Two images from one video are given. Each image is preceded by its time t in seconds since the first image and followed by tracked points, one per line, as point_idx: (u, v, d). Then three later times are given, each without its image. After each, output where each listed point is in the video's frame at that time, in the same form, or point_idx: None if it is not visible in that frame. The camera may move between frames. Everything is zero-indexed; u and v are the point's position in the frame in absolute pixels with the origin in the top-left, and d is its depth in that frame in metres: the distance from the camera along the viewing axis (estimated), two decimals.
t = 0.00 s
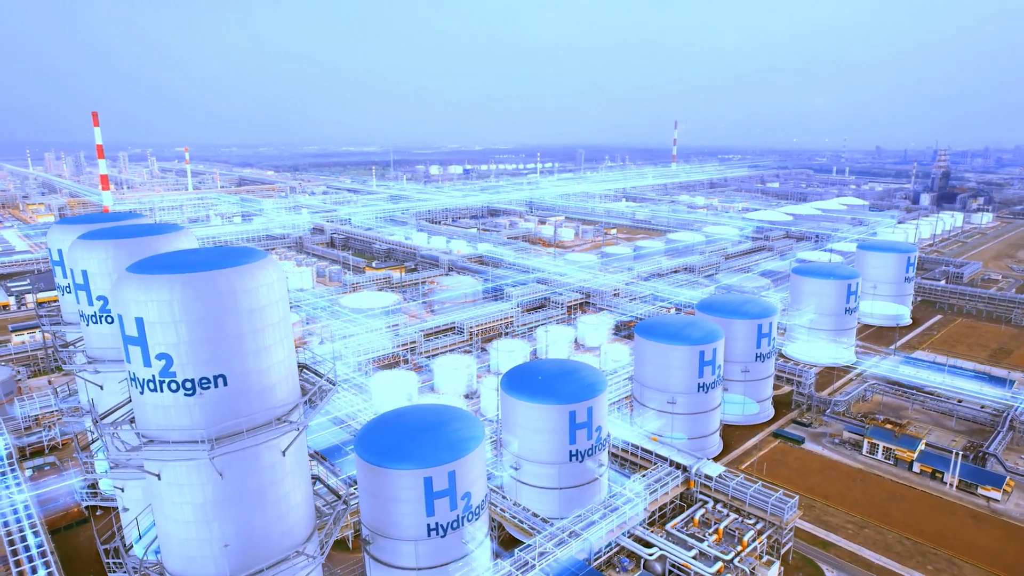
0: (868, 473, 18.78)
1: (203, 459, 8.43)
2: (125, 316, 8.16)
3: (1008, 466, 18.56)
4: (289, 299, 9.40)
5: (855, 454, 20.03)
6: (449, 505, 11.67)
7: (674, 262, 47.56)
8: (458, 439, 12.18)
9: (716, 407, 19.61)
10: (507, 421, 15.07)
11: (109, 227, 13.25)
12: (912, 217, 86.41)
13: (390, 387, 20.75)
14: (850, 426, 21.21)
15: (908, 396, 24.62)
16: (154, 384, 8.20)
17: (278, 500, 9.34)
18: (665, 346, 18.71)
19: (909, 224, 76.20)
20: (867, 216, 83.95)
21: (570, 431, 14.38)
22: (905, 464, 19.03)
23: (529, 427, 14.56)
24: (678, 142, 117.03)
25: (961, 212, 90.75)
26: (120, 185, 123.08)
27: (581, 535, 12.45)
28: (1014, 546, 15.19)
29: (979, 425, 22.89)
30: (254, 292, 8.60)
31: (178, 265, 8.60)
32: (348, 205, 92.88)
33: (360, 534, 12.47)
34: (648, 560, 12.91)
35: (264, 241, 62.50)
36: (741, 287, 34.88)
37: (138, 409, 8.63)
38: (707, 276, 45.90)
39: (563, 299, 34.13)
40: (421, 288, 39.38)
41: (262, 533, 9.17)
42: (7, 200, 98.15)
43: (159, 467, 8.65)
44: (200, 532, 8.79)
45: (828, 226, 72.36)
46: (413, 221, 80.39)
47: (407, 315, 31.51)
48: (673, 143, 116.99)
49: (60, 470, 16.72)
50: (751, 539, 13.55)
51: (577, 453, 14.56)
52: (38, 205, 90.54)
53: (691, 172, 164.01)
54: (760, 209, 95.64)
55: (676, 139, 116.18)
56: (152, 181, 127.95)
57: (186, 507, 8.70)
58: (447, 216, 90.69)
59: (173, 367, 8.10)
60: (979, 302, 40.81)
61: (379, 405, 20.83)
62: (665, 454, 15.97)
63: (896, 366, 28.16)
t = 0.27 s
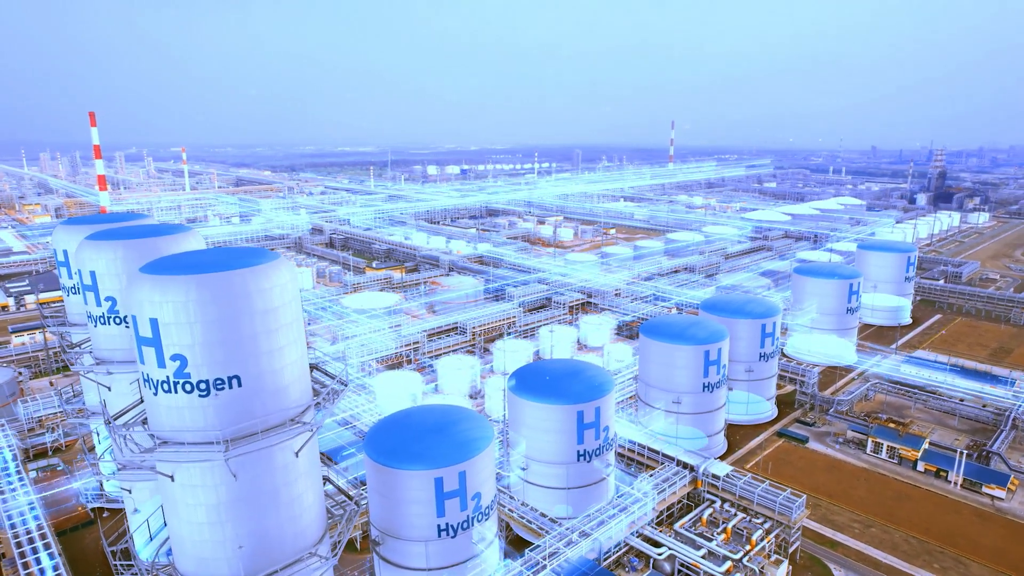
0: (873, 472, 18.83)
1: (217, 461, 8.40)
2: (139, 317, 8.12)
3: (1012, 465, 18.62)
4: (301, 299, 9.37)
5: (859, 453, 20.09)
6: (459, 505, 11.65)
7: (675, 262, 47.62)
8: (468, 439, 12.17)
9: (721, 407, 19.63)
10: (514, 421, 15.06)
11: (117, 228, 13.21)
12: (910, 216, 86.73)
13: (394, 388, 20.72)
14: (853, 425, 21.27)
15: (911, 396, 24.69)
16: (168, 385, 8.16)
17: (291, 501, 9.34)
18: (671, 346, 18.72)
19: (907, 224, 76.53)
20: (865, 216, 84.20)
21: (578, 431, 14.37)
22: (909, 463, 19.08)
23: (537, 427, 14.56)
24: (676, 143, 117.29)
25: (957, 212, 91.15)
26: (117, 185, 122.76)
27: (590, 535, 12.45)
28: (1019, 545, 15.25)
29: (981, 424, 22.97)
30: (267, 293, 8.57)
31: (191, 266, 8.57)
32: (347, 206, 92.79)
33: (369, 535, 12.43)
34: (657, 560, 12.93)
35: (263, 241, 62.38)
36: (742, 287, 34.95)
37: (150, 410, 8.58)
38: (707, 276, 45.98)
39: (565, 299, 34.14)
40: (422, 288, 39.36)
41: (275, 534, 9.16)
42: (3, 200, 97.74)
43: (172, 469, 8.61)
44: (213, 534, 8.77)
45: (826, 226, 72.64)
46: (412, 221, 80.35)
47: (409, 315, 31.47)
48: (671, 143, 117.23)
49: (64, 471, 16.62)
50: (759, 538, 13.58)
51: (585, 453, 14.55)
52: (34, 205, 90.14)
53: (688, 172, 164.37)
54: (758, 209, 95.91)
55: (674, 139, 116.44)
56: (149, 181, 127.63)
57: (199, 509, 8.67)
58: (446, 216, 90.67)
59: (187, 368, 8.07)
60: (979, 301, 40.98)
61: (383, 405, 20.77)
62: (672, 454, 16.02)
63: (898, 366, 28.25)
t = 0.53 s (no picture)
0: (877, 471, 18.90)
1: (232, 462, 8.38)
2: (153, 317, 8.09)
3: (1016, 463, 18.69)
4: (313, 300, 9.34)
5: (863, 452, 20.16)
6: (470, 506, 11.64)
7: (675, 262, 47.71)
8: (478, 439, 12.16)
9: (726, 406, 19.66)
10: (521, 421, 15.06)
11: (125, 228, 13.13)
12: (907, 216, 87.09)
13: (398, 388, 20.69)
14: (857, 424, 21.35)
15: (913, 394, 24.80)
16: (182, 386, 8.12)
17: (304, 502, 9.31)
18: (675, 345, 18.74)
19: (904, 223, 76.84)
20: (862, 216, 84.51)
21: (586, 431, 14.38)
22: (913, 462, 19.15)
23: (544, 427, 14.57)
24: (673, 143, 117.52)
25: (954, 212, 91.57)
26: (114, 186, 122.25)
27: (600, 535, 12.46)
28: None
29: (983, 423, 23.08)
30: (282, 293, 8.56)
31: (205, 266, 8.55)
32: (345, 206, 92.58)
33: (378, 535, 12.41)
34: (666, 559, 12.95)
35: (262, 241, 62.22)
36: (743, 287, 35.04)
37: (163, 411, 8.53)
38: (707, 275, 46.08)
39: (566, 299, 34.16)
40: (423, 289, 39.32)
41: (288, 536, 9.14)
42: None
43: (185, 470, 8.58)
44: (227, 535, 8.75)
45: (824, 225, 72.89)
46: (410, 221, 80.23)
47: (411, 316, 31.44)
48: (668, 143, 117.44)
49: (69, 473, 16.56)
50: (767, 537, 13.61)
51: (593, 453, 14.55)
52: (30, 205, 89.66)
53: (685, 172, 164.69)
54: (756, 209, 96.17)
55: (671, 140, 116.62)
56: (146, 181, 127.14)
57: (213, 510, 8.65)
58: (444, 216, 90.58)
59: (201, 369, 8.04)
60: (977, 300, 41.18)
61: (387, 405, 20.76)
62: (679, 453, 16.06)
63: (899, 365, 28.35)
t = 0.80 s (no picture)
0: (880, 470, 18.95)
1: (244, 463, 8.36)
2: (165, 318, 8.06)
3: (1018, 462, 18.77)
4: (324, 300, 9.33)
5: (865, 451, 20.22)
6: (478, 506, 11.63)
7: (674, 262, 47.78)
8: (486, 440, 12.15)
9: (729, 406, 19.68)
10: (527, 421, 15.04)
11: (131, 228, 13.07)
12: (904, 216, 87.46)
13: (401, 389, 20.66)
14: (859, 423, 21.41)
15: (914, 394, 24.90)
16: (194, 387, 8.09)
17: (315, 503, 9.30)
18: (679, 345, 18.77)
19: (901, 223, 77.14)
20: (859, 216, 84.81)
21: (592, 431, 14.39)
22: (916, 460, 19.21)
23: (550, 427, 14.56)
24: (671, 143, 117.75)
25: (950, 211, 91.94)
26: (110, 186, 121.77)
27: (607, 535, 12.47)
28: None
29: (985, 422, 23.19)
30: (294, 294, 8.55)
31: (217, 266, 8.52)
32: (343, 206, 92.44)
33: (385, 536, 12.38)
34: (673, 559, 12.99)
35: (260, 242, 62.08)
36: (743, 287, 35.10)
37: (173, 412, 8.49)
38: (707, 275, 46.16)
39: (567, 299, 34.17)
40: (423, 289, 39.29)
41: (300, 537, 9.11)
42: None
43: (197, 471, 8.54)
44: (239, 536, 8.73)
45: (822, 225, 73.11)
46: (409, 222, 80.15)
47: (413, 316, 31.40)
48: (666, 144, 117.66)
49: (72, 474, 16.47)
50: (774, 536, 13.64)
51: (599, 453, 14.56)
52: (26, 206, 89.20)
53: (682, 172, 165.00)
54: (754, 209, 96.41)
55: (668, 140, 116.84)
56: (143, 181, 126.77)
57: (225, 511, 8.62)
58: (442, 216, 90.55)
59: (214, 370, 8.02)
60: (976, 300, 41.36)
61: (390, 406, 20.72)
62: (684, 452, 16.08)
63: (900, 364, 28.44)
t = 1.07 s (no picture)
0: (884, 469, 19.01)
1: (260, 464, 8.35)
2: (180, 319, 8.02)
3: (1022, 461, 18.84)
4: (337, 301, 9.30)
5: (870, 451, 20.27)
6: (489, 506, 11.62)
7: (675, 262, 47.83)
8: (496, 440, 12.13)
9: (734, 406, 19.70)
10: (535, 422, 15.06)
11: (138, 228, 13.00)
12: (901, 215, 87.77)
13: (406, 389, 20.62)
14: (863, 422, 21.48)
15: (917, 393, 24.99)
16: (209, 388, 8.07)
17: (330, 504, 9.30)
18: (685, 345, 18.78)
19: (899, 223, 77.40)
20: (857, 215, 85.05)
21: (600, 431, 14.39)
22: (920, 460, 19.28)
23: (558, 427, 14.56)
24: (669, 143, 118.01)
25: (947, 211, 92.27)
26: (107, 186, 121.31)
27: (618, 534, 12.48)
28: None
29: (987, 421, 23.29)
30: (309, 294, 8.53)
31: (231, 267, 8.48)
32: (341, 206, 92.29)
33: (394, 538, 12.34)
34: (683, 558, 13.01)
35: (259, 242, 61.93)
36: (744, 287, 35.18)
37: (187, 414, 8.46)
38: (707, 275, 46.23)
39: (569, 299, 34.17)
40: (425, 289, 39.24)
41: (315, 538, 9.13)
42: None
43: (211, 472, 8.51)
44: (252, 538, 8.70)
45: (821, 225, 73.29)
46: (408, 222, 80.04)
47: (415, 316, 31.36)
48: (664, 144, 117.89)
49: (77, 476, 16.41)
50: (782, 535, 13.67)
51: (607, 453, 14.56)
52: (22, 206, 88.75)
53: (680, 172, 165.28)
54: (752, 209, 96.61)
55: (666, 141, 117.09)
56: (140, 181, 126.38)
57: (239, 513, 8.60)
58: (441, 216, 90.49)
59: (229, 370, 7.99)
60: (975, 299, 41.52)
61: (395, 407, 20.68)
62: (691, 452, 16.10)
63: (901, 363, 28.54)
